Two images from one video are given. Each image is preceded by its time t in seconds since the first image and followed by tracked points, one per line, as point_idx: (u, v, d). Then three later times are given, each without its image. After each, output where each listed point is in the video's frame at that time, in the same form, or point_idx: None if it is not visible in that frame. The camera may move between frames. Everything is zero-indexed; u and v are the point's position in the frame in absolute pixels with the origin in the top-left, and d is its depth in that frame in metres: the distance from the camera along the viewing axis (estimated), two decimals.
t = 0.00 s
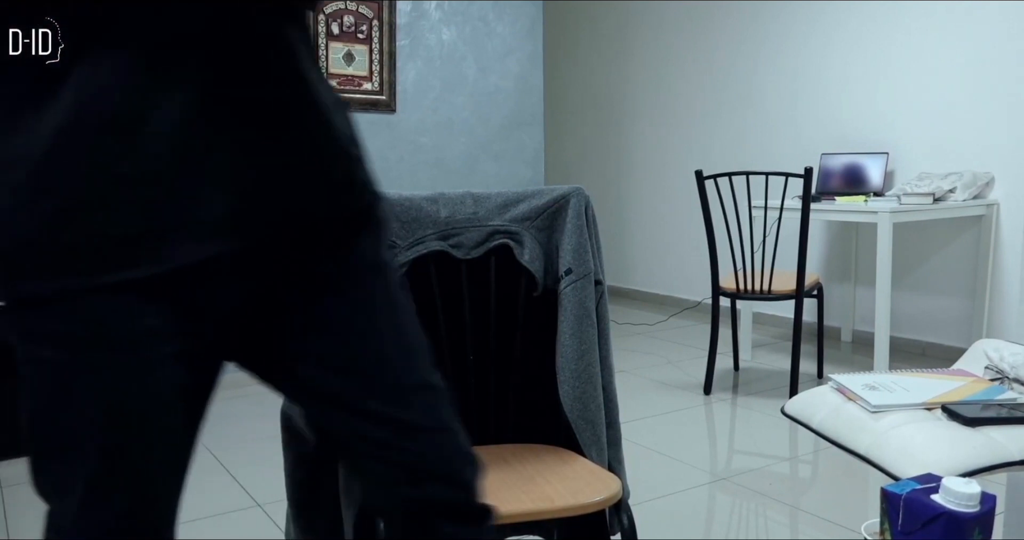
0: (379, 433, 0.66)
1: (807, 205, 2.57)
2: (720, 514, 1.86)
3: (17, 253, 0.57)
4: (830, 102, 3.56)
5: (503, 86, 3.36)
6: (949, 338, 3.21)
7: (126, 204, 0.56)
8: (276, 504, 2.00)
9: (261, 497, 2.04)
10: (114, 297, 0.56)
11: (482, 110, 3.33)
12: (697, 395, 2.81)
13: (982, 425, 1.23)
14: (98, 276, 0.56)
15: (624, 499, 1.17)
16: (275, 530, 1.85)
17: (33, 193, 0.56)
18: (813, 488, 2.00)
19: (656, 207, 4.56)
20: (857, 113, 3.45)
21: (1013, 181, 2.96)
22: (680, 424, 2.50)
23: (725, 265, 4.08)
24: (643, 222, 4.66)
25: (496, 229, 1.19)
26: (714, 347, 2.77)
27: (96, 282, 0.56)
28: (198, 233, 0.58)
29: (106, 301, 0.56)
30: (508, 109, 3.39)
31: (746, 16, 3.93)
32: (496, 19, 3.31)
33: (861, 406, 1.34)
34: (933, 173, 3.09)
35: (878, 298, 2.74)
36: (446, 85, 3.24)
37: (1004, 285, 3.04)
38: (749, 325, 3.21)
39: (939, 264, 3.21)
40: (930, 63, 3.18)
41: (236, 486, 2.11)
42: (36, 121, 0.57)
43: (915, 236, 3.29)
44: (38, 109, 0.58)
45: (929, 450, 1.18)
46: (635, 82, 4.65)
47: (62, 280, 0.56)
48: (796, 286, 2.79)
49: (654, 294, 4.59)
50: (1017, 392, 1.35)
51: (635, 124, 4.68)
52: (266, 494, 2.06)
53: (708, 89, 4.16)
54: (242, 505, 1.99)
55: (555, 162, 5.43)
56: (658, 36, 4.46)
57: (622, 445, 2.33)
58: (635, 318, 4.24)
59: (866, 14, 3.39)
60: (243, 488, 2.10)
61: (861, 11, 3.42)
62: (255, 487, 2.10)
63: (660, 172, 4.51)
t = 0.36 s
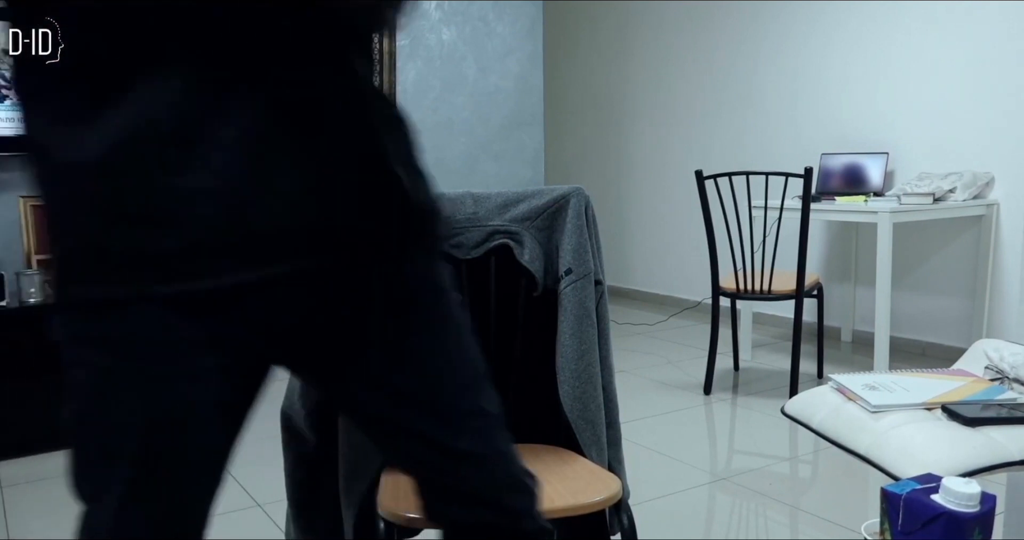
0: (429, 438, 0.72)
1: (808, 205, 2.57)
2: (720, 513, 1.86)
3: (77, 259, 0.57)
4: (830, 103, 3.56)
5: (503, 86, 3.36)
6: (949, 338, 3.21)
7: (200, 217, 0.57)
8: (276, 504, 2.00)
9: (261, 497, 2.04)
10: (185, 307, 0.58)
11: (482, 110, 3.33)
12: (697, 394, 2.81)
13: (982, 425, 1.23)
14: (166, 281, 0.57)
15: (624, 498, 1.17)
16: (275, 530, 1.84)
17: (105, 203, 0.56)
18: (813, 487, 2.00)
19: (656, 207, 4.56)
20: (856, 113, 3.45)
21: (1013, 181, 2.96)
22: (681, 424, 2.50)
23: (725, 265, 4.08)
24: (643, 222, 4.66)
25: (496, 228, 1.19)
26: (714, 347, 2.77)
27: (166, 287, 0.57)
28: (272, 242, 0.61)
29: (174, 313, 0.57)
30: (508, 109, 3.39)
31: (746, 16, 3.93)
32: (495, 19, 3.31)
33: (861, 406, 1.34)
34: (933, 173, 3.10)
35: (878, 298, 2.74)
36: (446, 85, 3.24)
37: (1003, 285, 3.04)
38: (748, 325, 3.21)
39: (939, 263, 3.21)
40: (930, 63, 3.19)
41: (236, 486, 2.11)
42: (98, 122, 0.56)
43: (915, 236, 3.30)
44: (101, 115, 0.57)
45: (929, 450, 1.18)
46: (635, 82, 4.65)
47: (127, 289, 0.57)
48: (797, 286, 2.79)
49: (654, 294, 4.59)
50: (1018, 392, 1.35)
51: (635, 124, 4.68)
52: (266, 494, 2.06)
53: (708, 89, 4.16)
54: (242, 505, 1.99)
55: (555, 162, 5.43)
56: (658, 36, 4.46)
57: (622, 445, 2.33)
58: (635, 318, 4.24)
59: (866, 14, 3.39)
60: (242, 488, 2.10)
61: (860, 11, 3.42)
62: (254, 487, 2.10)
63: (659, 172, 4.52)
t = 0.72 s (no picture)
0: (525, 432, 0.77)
1: (807, 205, 2.57)
2: (720, 513, 1.86)
3: (200, 249, 0.61)
4: (829, 102, 3.56)
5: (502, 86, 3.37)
6: (950, 338, 3.21)
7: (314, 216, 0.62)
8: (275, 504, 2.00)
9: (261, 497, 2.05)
10: (303, 300, 0.62)
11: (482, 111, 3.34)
12: (697, 394, 2.81)
13: (981, 425, 1.23)
14: (283, 274, 0.61)
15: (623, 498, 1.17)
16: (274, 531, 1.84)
17: (238, 197, 0.61)
18: (813, 488, 2.00)
19: (656, 207, 4.56)
20: (856, 113, 3.45)
21: (1012, 180, 2.96)
22: (681, 423, 2.50)
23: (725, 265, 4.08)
24: (643, 222, 4.66)
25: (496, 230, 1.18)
26: (714, 347, 2.77)
27: (285, 276, 0.61)
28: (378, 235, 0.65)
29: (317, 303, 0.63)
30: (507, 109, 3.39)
31: (745, 16, 3.93)
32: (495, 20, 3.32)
33: (861, 406, 1.34)
34: (933, 173, 3.10)
35: (878, 297, 2.74)
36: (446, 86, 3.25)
37: (1003, 285, 3.03)
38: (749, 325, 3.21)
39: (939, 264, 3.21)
40: (928, 63, 3.19)
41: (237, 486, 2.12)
42: (235, 119, 0.61)
43: (915, 236, 3.30)
44: (237, 113, 0.61)
45: (929, 450, 1.18)
46: (635, 82, 4.65)
47: (252, 273, 0.61)
48: (796, 286, 2.79)
49: (654, 294, 4.59)
50: (1017, 392, 1.35)
51: (635, 124, 4.68)
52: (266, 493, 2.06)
53: (708, 89, 4.16)
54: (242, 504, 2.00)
55: (554, 162, 5.43)
56: (658, 36, 4.46)
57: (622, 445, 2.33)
58: (635, 318, 4.24)
59: (864, 14, 3.40)
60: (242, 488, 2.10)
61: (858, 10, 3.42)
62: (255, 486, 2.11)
63: (660, 172, 4.51)
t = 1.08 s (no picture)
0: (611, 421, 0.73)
1: (807, 205, 2.57)
2: (720, 513, 1.87)
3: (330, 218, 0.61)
4: (828, 102, 3.56)
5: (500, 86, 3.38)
6: (950, 338, 3.21)
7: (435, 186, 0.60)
8: (275, 504, 2.01)
9: (261, 497, 2.06)
10: (419, 275, 0.60)
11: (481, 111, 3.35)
12: (697, 394, 2.82)
13: (981, 424, 1.23)
14: (395, 248, 0.60)
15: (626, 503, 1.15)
16: (274, 530, 1.86)
17: (367, 171, 0.59)
18: (813, 487, 2.00)
19: (656, 207, 4.56)
20: (855, 113, 3.46)
21: (1012, 180, 2.96)
22: (680, 423, 2.50)
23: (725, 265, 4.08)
24: (643, 222, 4.66)
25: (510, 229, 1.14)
26: (714, 347, 2.77)
27: (406, 256, 0.60)
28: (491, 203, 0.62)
29: (427, 274, 0.61)
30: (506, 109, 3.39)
31: (744, 16, 3.94)
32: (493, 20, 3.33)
33: (861, 406, 1.34)
34: (933, 173, 3.10)
35: (878, 297, 2.74)
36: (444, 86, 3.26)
37: (1003, 285, 3.03)
38: (748, 325, 3.21)
39: (938, 263, 3.22)
40: (927, 63, 3.20)
41: (236, 486, 2.12)
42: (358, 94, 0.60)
43: (915, 236, 3.30)
44: (363, 86, 0.60)
45: (929, 450, 1.18)
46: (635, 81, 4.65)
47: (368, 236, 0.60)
48: (796, 285, 2.79)
49: (654, 294, 4.59)
50: (1017, 392, 1.35)
51: (635, 123, 4.68)
52: (266, 493, 2.07)
53: (708, 89, 4.16)
54: (242, 505, 2.00)
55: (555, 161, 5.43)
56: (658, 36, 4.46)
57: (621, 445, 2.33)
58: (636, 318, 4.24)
59: (863, 14, 3.41)
60: (244, 488, 2.11)
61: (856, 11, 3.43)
62: (256, 487, 2.11)
63: (659, 172, 4.51)
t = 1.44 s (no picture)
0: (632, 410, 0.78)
1: (808, 205, 2.57)
2: (720, 513, 1.87)
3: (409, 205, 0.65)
4: (828, 102, 3.56)
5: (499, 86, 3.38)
6: (950, 338, 3.21)
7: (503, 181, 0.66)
8: (275, 504, 2.01)
9: (261, 497, 2.06)
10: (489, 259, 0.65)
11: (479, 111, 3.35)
12: (698, 395, 2.82)
13: (982, 425, 1.23)
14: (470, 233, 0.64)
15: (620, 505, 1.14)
16: (274, 530, 1.86)
17: (446, 161, 0.64)
18: (813, 487, 2.00)
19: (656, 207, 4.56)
20: (855, 113, 3.45)
21: (1012, 181, 2.96)
22: (680, 423, 2.50)
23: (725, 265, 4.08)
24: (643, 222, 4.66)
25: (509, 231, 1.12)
26: (714, 347, 2.77)
27: (479, 244, 0.64)
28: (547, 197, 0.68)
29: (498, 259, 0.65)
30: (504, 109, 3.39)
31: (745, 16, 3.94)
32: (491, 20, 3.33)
33: (861, 406, 1.33)
34: (933, 173, 3.10)
35: (878, 297, 2.74)
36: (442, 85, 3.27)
37: (1003, 285, 3.04)
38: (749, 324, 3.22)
39: (938, 263, 3.22)
40: (927, 63, 3.20)
41: (236, 486, 2.12)
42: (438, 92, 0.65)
43: (916, 236, 3.29)
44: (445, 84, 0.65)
45: (929, 450, 1.18)
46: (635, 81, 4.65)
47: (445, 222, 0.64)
48: (796, 285, 2.79)
49: (654, 294, 4.59)
50: (1017, 392, 1.35)
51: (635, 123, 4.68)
52: (265, 493, 2.07)
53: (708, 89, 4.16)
54: (241, 505, 2.00)
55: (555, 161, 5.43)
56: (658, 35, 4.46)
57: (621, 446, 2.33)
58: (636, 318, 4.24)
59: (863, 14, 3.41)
60: (243, 488, 2.11)
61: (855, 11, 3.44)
62: (255, 487, 2.11)
63: (660, 172, 4.51)
